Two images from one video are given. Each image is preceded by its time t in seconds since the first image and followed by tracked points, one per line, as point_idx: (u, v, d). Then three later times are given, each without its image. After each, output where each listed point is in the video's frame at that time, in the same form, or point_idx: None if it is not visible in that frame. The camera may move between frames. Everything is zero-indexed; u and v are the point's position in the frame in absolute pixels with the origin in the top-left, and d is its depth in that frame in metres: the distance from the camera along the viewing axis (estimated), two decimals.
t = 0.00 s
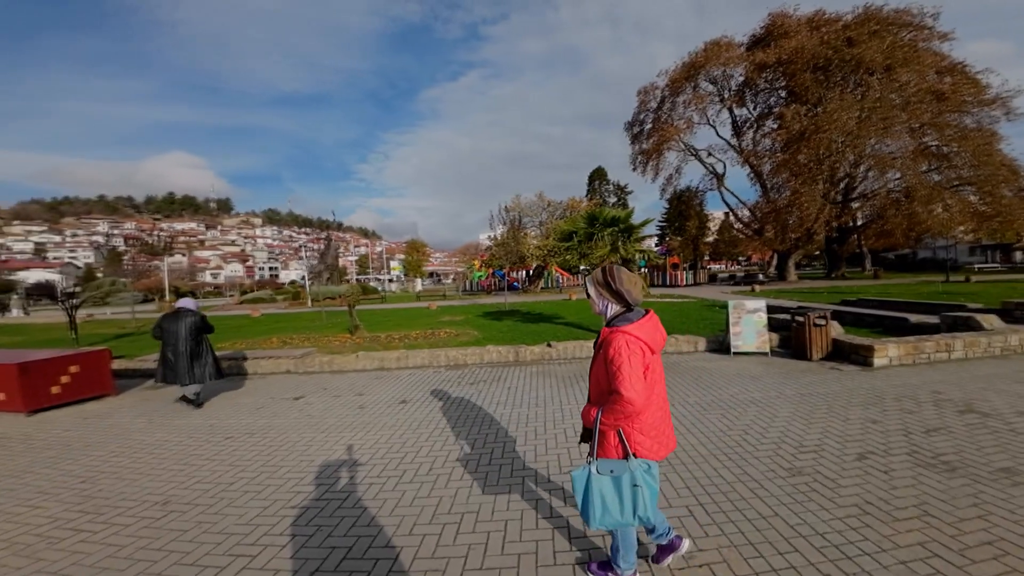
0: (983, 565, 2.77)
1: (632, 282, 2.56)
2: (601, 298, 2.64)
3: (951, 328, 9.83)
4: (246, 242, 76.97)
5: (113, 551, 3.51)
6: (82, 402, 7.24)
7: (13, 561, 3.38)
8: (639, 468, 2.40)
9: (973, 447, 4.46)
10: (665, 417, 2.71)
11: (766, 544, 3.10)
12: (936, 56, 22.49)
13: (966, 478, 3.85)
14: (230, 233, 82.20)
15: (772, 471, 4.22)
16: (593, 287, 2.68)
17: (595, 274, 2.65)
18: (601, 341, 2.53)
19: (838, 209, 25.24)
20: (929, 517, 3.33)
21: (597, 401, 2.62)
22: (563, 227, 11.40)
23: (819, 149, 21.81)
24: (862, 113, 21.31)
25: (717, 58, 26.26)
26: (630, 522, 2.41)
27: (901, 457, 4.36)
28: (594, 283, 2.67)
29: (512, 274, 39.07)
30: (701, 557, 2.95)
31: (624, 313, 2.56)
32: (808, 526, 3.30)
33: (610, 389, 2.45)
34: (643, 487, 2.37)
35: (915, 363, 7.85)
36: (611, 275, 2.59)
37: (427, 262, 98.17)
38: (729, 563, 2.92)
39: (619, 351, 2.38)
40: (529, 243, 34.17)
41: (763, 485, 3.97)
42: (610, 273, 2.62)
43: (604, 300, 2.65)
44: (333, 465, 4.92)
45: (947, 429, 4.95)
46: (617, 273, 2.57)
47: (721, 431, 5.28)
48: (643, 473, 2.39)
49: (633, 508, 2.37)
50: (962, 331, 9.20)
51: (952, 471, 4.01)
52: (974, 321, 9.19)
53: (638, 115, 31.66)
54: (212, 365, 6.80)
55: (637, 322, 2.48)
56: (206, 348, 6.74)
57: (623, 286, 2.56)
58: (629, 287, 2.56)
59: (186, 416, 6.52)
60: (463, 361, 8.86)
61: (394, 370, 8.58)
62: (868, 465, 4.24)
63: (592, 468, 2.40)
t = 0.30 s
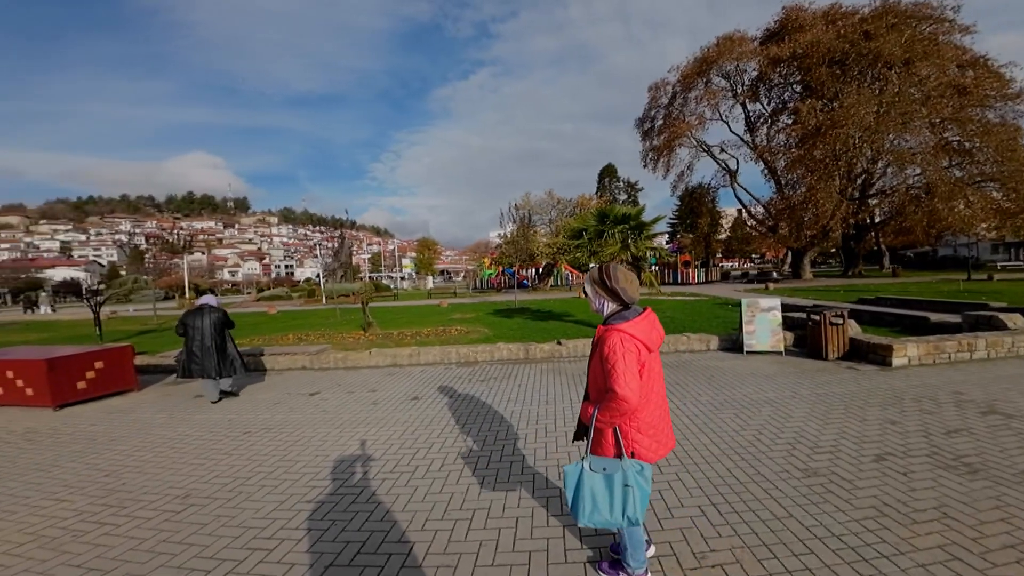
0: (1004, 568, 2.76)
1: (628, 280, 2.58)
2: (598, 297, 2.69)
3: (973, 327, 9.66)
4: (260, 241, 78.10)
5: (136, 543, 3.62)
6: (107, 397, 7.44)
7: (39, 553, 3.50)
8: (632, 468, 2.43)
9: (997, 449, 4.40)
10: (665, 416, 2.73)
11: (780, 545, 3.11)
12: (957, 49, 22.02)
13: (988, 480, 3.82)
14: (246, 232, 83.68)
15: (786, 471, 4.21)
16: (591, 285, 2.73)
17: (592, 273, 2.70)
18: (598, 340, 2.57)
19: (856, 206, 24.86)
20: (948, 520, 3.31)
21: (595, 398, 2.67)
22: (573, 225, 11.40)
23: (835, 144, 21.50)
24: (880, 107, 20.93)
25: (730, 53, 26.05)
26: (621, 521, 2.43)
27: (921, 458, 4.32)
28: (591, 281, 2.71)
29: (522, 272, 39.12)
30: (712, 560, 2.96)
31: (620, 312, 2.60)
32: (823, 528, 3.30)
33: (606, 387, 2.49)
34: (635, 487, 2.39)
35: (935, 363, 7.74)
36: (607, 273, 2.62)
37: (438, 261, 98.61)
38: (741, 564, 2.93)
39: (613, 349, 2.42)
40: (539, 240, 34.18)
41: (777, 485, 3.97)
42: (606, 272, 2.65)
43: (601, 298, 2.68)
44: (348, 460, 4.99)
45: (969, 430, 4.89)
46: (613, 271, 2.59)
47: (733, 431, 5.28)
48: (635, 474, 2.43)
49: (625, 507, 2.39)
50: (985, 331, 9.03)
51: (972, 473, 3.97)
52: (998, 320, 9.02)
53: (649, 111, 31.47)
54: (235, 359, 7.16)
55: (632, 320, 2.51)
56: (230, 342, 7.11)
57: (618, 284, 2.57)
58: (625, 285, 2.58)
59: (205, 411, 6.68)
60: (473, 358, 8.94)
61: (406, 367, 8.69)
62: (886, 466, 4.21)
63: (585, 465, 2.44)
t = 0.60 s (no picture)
0: None
1: (627, 279, 2.61)
2: (597, 296, 2.73)
3: (999, 326, 9.48)
4: (273, 239, 78.99)
5: (158, 536, 3.73)
6: (130, 392, 7.63)
7: (64, 546, 3.61)
8: (625, 468, 2.43)
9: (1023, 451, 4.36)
10: (665, 416, 2.75)
11: (798, 547, 3.12)
12: (980, 41, 21.54)
13: (1014, 484, 3.79)
14: (264, 231, 85.35)
15: (803, 473, 4.21)
16: (590, 285, 2.78)
17: (592, 273, 2.75)
18: (597, 338, 2.61)
19: (874, 203, 24.45)
20: (972, 524, 3.29)
21: (593, 397, 2.70)
22: (584, 222, 11.42)
23: (852, 140, 21.19)
24: (900, 102, 20.52)
25: (744, 47, 25.80)
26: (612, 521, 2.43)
27: (943, 461, 4.29)
28: (591, 280, 2.76)
29: (532, 269, 39.12)
30: (727, 560, 2.98)
31: (618, 312, 2.64)
32: (842, 530, 3.30)
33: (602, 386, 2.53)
34: (627, 487, 2.39)
35: (958, 363, 7.64)
36: (606, 272, 2.66)
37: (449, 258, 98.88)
38: (756, 565, 2.95)
39: (610, 348, 2.46)
40: (549, 238, 34.15)
41: (794, 487, 3.97)
42: (605, 271, 2.68)
43: (600, 298, 2.72)
44: (362, 456, 5.08)
45: (993, 432, 4.84)
46: (611, 270, 2.62)
47: (747, 431, 5.28)
48: (627, 474, 2.40)
49: (616, 507, 2.39)
50: (1010, 331, 8.87)
51: (998, 476, 3.94)
52: None
53: (661, 107, 31.27)
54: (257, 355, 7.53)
55: (631, 320, 2.55)
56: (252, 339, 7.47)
57: (617, 284, 2.61)
58: (624, 285, 2.62)
59: (224, 406, 6.82)
60: (485, 355, 9.02)
61: (420, 363, 8.80)
62: (906, 469, 4.19)
63: (578, 462, 2.46)
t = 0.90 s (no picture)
0: None
1: (626, 280, 2.63)
2: (596, 296, 2.76)
3: None
4: (285, 237, 79.83)
5: (177, 530, 3.85)
6: (153, 387, 7.83)
7: (88, 539, 3.74)
8: (620, 467, 2.49)
9: None
10: (663, 415, 2.76)
11: (815, 551, 3.13)
12: (1005, 33, 21.00)
13: None
14: (280, 229, 86.90)
15: (820, 475, 4.21)
16: (590, 285, 2.80)
17: (592, 274, 2.77)
18: (595, 339, 2.66)
19: (894, 200, 23.99)
20: (999, 529, 3.27)
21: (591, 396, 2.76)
22: (595, 220, 11.43)
23: (871, 135, 20.80)
24: (923, 96, 20.06)
25: (758, 41, 25.50)
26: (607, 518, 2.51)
27: (968, 464, 4.25)
28: (590, 280, 2.79)
29: (543, 267, 39.08)
30: (741, 563, 3.01)
31: (617, 312, 2.67)
32: (862, 534, 3.30)
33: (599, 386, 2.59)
34: (622, 486, 2.45)
35: (983, 364, 7.52)
36: (604, 272, 2.69)
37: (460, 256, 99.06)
38: (772, 569, 2.96)
39: (608, 348, 2.50)
40: (559, 236, 34.11)
41: (811, 490, 3.97)
42: (604, 272, 2.71)
43: (599, 297, 2.76)
44: (377, 452, 5.17)
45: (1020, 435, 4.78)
46: (610, 271, 2.64)
47: (762, 432, 5.28)
48: (623, 473, 2.46)
49: (610, 505, 2.46)
50: None
51: None
52: None
53: (673, 103, 31.03)
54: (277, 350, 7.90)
55: (629, 321, 2.58)
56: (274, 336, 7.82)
57: (616, 284, 2.63)
58: (623, 286, 2.64)
59: (243, 401, 6.98)
60: (495, 352, 9.09)
61: (432, 360, 8.90)
62: (929, 472, 4.16)
63: (575, 460, 2.55)
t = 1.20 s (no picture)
0: None
1: (624, 280, 2.62)
2: (594, 296, 2.75)
3: None
4: (300, 236, 80.81)
5: (196, 525, 3.94)
6: (178, 381, 8.04)
7: (111, 533, 3.85)
8: (617, 465, 2.50)
9: None
10: (658, 415, 2.76)
11: (835, 557, 3.08)
12: None
13: None
14: (296, 228, 88.04)
15: (841, 479, 4.14)
16: (588, 285, 2.80)
17: (590, 274, 2.76)
18: (592, 338, 2.66)
19: (916, 196, 23.39)
20: None
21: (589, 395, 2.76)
22: (607, 217, 11.37)
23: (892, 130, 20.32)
24: (947, 90, 19.50)
25: (775, 36, 25.10)
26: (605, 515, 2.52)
27: (996, 469, 4.15)
28: (589, 280, 2.78)
29: (555, 266, 39.01)
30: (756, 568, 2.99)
31: (614, 312, 2.67)
32: (885, 540, 3.24)
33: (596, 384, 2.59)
34: (619, 485, 2.46)
35: (1011, 366, 7.32)
36: (603, 272, 2.68)
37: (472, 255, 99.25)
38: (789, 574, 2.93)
39: (604, 348, 2.51)
40: (570, 235, 34.01)
41: (830, 494, 3.91)
42: (603, 272, 2.70)
43: (597, 297, 2.75)
44: (390, 449, 5.23)
45: None
46: (608, 271, 2.64)
47: (779, 434, 5.22)
48: (620, 472, 2.46)
49: (607, 503, 2.47)
50: None
51: None
52: None
53: (686, 99, 30.71)
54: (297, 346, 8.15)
55: (625, 321, 2.58)
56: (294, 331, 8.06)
57: (614, 285, 2.62)
58: (621, 286, 2.63)
59: (260, 398, 7.11)
60: (507, 351, 9.10)
61: (444, 358, 8.96)
62: (955, 477, 4.08)
63: (573, 458, 2.56)
